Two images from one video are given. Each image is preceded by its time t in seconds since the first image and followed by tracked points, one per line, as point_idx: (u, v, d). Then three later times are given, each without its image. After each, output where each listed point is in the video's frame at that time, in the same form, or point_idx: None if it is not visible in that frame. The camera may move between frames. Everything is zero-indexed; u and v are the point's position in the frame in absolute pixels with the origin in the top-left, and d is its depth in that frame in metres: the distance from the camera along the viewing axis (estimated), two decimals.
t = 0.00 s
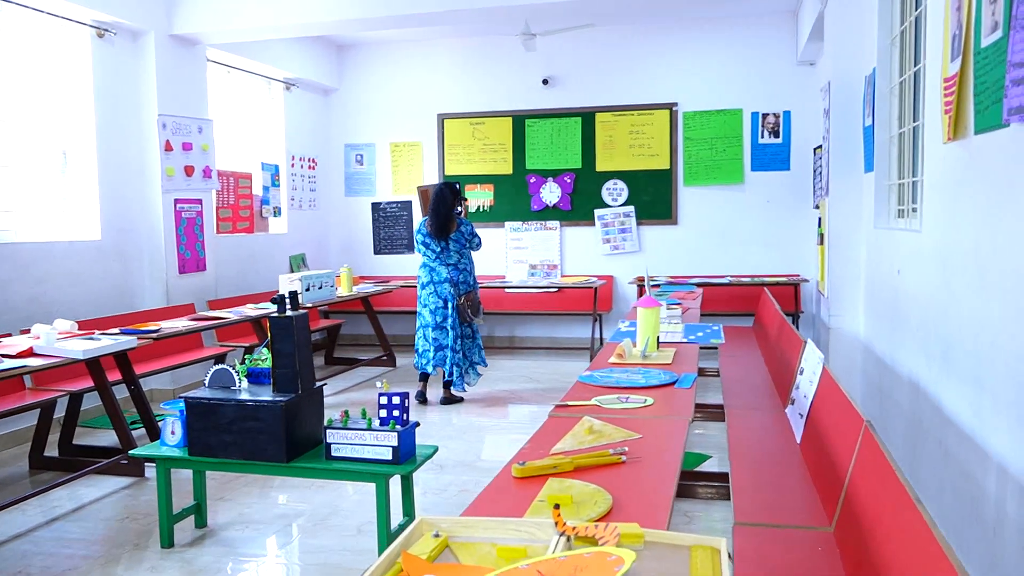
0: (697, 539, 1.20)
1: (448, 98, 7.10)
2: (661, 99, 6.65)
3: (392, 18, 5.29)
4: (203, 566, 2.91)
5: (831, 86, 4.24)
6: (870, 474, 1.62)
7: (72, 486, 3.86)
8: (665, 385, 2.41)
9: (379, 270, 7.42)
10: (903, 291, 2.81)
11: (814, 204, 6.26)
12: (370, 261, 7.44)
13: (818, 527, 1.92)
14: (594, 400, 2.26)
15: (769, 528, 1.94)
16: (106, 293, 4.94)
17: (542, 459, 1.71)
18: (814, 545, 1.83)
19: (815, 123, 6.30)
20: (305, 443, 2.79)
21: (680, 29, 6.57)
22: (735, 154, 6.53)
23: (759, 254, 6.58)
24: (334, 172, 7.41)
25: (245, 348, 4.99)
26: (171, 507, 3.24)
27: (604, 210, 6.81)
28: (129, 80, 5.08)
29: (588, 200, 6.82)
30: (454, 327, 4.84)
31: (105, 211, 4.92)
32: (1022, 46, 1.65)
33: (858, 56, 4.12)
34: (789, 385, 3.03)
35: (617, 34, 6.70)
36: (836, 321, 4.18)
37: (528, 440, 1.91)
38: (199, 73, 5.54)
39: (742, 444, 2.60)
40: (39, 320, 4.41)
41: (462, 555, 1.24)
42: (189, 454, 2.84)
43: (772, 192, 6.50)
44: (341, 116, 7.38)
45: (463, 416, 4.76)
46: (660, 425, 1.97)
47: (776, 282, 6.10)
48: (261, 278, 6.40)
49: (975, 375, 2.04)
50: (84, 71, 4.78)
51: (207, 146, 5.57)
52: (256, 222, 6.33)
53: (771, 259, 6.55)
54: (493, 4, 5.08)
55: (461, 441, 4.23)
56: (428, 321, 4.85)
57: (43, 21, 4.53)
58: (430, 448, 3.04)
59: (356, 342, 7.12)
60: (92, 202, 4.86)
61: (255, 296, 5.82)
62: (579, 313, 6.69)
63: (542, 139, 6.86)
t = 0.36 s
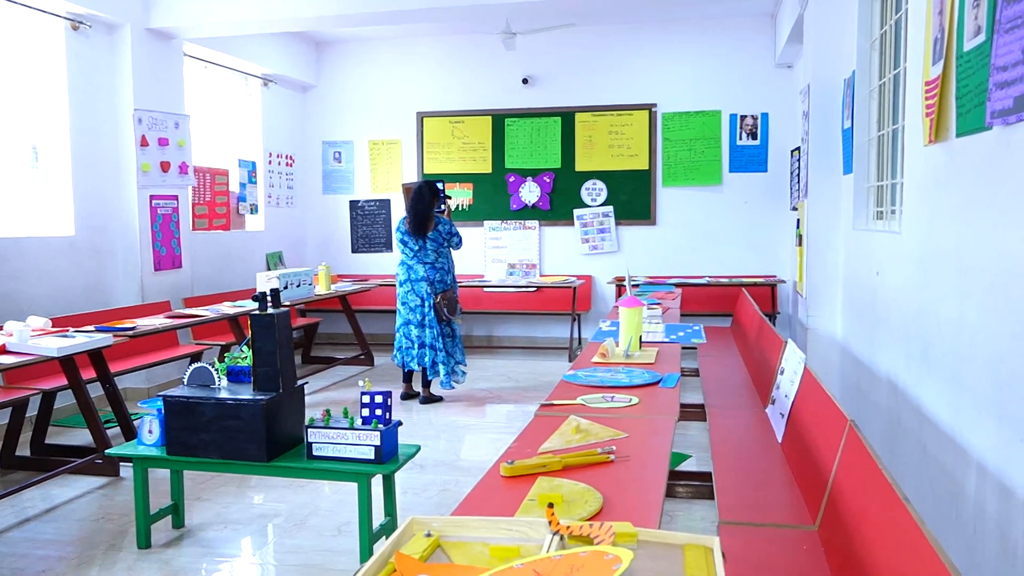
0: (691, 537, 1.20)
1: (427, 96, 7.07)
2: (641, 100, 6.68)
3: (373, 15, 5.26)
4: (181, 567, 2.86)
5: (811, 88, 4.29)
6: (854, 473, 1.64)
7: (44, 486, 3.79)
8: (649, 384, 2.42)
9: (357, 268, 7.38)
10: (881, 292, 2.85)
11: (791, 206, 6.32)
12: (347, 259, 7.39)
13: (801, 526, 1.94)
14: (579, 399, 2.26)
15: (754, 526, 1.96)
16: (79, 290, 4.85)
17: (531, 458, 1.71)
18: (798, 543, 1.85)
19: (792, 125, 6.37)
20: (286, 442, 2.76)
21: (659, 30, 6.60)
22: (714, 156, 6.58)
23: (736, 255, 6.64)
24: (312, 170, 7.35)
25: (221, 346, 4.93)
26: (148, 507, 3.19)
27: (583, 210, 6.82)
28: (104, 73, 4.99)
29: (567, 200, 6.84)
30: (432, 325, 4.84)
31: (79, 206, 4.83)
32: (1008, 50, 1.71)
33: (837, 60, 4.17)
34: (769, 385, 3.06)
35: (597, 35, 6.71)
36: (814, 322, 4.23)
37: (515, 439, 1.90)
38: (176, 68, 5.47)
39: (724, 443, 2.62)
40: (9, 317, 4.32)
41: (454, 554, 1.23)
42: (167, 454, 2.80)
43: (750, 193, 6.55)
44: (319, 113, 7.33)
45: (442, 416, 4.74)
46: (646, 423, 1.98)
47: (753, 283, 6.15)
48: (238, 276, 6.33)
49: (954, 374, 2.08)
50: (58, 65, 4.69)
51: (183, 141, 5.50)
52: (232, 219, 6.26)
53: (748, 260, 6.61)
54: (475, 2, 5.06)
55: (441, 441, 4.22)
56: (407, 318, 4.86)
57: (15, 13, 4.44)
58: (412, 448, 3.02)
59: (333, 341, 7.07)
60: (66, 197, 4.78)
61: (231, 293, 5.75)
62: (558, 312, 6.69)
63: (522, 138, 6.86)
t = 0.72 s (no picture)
0: (672, 539, 1.21)
1: (408, 96, 7.05)
2: (621, 103, 6.71)
3: (356, 13, 5.23)
4: (155, 567, 2.83)
5: (791, 95, 4.34)
6: (832, 476, 1.65)
7: (14, 485, 3.72)
8: (629, 385, 2.43)
9: (335, 267, 7.34)
10: (858, 296, 2.89)
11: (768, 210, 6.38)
12: (325, 258, 7.35)
13: (779, 528, 1.96)
14: (560, 399, 2.26)
15: (732, 528, 1.97)
16: (53, 286, 4.78)
17: (512, 459, 1.71)
18: (775, 545, 1.86)
19: (770, 130, 6.43)
20: (263, 441, 2.73)
21: (640, 34, 6.64)
22: (693, 159, 6.62)
23: (714, 258, 6.69)
24: (290, 168, 7.30)
25: (197, 345, 4.88)
26: (121, 506, 3.15)
27: (563, 211, 6.84)
28: (80, 68, 4.93)
29: (547, 201, 6.85)
30: (401, 325, 4.83)
31: (54, 201, 4.77)
32: (985, 59, 1.75)
33: (816, 66, 4.22)
34: (747, 388, 3.09)
35: (579, 37, 6.74)
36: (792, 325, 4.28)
37: (496, 439, 1.90)
38: (154, 63, 5.40)
39: (702, 445, 2.64)
40: None
41: (436, 554, 1.23)
42: (142, 453, 2.77)
43: (728, 197, 6.61)
44: (298, 111, 7.28)
45: (420, 416, 4.72)
46: (626, 425, 1.98)
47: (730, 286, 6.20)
48: (215, 273, 6.27)
49: (930, 379, 2.11)
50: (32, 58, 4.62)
51: (160, 137, 5.43)
52: (209, 216, 6.20)
53: (726, 263, 6.67)
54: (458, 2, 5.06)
55: (420, 441, 4.21)
56: (378, 317, 4.86)
57: None
58: (391, 448, 3.02)
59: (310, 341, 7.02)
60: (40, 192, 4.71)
61: (207, 291, 5.69)
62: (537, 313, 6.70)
63: (503, 139, 6.86)
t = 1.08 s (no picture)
0: (646, 537, 1.22)
1: (387, 96, 7.03)
2: (600, 105, 6.74)
3: (335, 13, 5.22)
4: (129, 569, 2.80)
5: (767, 98, 4.39)
6: (805, 476, 1.68)
7: None
8: (605, 386, 2.44)
9: (313, 268, 7.30)
10: (831, 298, 2.92)
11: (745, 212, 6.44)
12: (303, 258, 7.31)
13: (753, 527, 1.99)
14: (537, 400, 2.27)
15: (708, 527, 2.00)
16: (25, 286, 4.72)
17: (488, 459, 1.72)
18: (750, 544, 1.89)
19: (747, 133, 6.49)
20: (239, 443, 2.72)
21: (619, 37, 6.68)
22: (671, 162, 6.67)
23: (692, 260, 6.73)
24: (268, 167, 7.26)
25: (172, 345, 4.83)
26: (95, 508, 3.11)
27: (542, 213, 6.85)
28: (55, 65, 4.86)
29: (526, 203, 6.86)
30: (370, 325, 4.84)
31: (27, 200, 4.71)
32: (955, 65, 1.79)
33: (792, 71, 4.27)
34: (722, 389, 3.12)
35: (558, 39, 6.76)
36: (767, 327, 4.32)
37: (472, 439, 1.91)
38: (130, 62, 5.34)
39: (679, 445, 2.67)
40: None
41: (412, 554, 1.23)
42: (116, 454, 2.74)
43: (705, 199, 6.66)
44: (276, 110, 7.23)
45: (398, 417, 4.71)
46: (602, 425, 2.00)
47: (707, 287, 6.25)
48: (191, 273, 6.22)
49: (901, 380, 2.14)
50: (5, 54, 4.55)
51: (136, 136, 5.37)
52: (185, 216, 6.14)
53: (703, 264, 6.72)
54: (437, 3, 5.06)
55: (398, 442, 4.20)
56: (348, 316, 4.88)
57: None
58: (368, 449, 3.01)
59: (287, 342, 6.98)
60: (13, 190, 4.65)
61: (183, 291, 5.64)
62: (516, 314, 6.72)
63: (481, 140, 6.87)
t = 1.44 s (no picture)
0: (625, 532, 1.24)
1: (375, 94, 7.03)
2: (588, 103, 6.76)
3: (322, 11, 5.21)
4: (114, 566, 2.80)
5: (753, 98, 4.41)
6: (785, 471, 1.70)
7: None
8: (590, 383, 2.46)
9: (300, 265, 7.29)
10: (815, 296, 2.95)
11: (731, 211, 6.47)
12: (290, 256, 7.30)
13: (735, 522, 2.01)
14: (521, 397, 2.29)
15: (690, 523, 2.02)
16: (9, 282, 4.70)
17: (471, 455, 1.73)
18: (731, 539, 1.91)
19: (734, 132, 6.53)
20: (224, 440, 2.72)
21: (607, 35, 6.70)
22: (658, 160, 6.70)
23: (679, 258, 6.77)
24: (255, 165, 7.24)
25: (158, 342, 4.82)
26: (80, 505, 3.10)
27: (529, 211, 6.87)
28: (39, 61, 4.84)
29: (513, 201, 6.87)
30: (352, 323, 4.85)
31: (11, 196, 4.69)
32: (934, 66, 1.81)
33: (778, 71, 4.30)
34: (707, 386, 3.14)
35: (546, 38, 6.78)
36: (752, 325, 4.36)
37: (456, 436, 1.92)
38: (115, 58, 5.32)
39: (663, 442, 2.69)
40: None
41: (394, 548, 1.24)
42: (101, 451, 2.73)
43: (692, 198, 6.69)
44: (263, 107, 7.21)
45: (385, 414, 4.72)
46: (585, 422, 2.02)
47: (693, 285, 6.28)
48: (177, 271, 6.20)
49: (881, 378, 2.17)
50: None
51: (122, 132, 5.34)
52: (171, 213, 6.13)
53: (690, 263, 6.75)
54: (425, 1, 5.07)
55: (384, 439, 4.20)
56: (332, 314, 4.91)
57: None
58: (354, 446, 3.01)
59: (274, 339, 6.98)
60: None
61: (169, 288, 5.62)
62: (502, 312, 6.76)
63: (469, 138, 6.88)
